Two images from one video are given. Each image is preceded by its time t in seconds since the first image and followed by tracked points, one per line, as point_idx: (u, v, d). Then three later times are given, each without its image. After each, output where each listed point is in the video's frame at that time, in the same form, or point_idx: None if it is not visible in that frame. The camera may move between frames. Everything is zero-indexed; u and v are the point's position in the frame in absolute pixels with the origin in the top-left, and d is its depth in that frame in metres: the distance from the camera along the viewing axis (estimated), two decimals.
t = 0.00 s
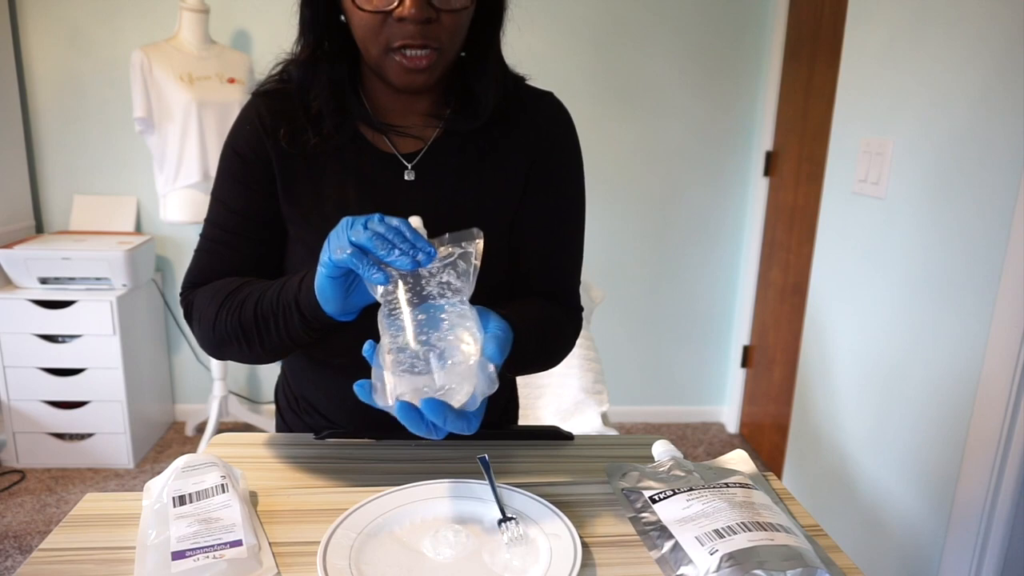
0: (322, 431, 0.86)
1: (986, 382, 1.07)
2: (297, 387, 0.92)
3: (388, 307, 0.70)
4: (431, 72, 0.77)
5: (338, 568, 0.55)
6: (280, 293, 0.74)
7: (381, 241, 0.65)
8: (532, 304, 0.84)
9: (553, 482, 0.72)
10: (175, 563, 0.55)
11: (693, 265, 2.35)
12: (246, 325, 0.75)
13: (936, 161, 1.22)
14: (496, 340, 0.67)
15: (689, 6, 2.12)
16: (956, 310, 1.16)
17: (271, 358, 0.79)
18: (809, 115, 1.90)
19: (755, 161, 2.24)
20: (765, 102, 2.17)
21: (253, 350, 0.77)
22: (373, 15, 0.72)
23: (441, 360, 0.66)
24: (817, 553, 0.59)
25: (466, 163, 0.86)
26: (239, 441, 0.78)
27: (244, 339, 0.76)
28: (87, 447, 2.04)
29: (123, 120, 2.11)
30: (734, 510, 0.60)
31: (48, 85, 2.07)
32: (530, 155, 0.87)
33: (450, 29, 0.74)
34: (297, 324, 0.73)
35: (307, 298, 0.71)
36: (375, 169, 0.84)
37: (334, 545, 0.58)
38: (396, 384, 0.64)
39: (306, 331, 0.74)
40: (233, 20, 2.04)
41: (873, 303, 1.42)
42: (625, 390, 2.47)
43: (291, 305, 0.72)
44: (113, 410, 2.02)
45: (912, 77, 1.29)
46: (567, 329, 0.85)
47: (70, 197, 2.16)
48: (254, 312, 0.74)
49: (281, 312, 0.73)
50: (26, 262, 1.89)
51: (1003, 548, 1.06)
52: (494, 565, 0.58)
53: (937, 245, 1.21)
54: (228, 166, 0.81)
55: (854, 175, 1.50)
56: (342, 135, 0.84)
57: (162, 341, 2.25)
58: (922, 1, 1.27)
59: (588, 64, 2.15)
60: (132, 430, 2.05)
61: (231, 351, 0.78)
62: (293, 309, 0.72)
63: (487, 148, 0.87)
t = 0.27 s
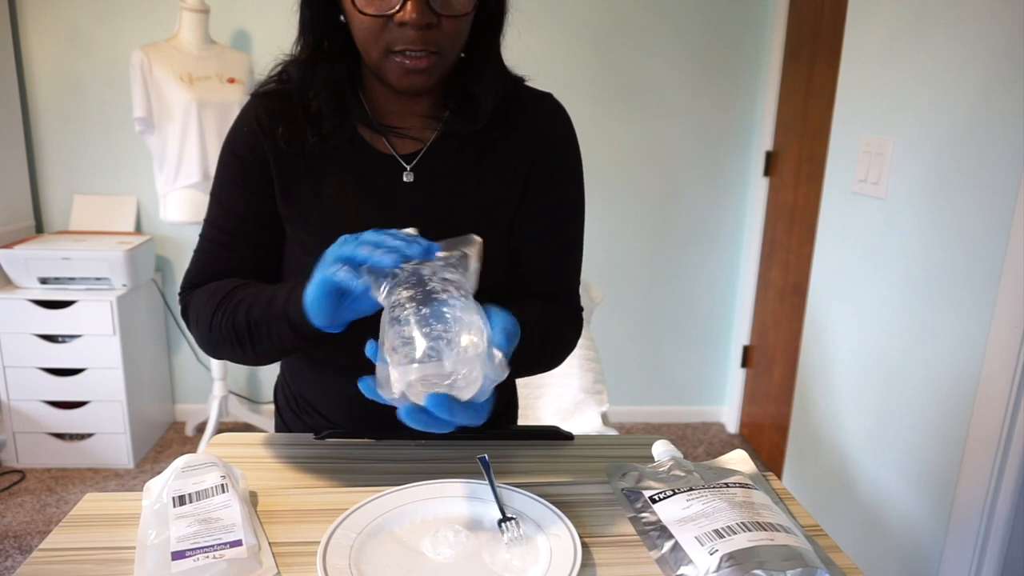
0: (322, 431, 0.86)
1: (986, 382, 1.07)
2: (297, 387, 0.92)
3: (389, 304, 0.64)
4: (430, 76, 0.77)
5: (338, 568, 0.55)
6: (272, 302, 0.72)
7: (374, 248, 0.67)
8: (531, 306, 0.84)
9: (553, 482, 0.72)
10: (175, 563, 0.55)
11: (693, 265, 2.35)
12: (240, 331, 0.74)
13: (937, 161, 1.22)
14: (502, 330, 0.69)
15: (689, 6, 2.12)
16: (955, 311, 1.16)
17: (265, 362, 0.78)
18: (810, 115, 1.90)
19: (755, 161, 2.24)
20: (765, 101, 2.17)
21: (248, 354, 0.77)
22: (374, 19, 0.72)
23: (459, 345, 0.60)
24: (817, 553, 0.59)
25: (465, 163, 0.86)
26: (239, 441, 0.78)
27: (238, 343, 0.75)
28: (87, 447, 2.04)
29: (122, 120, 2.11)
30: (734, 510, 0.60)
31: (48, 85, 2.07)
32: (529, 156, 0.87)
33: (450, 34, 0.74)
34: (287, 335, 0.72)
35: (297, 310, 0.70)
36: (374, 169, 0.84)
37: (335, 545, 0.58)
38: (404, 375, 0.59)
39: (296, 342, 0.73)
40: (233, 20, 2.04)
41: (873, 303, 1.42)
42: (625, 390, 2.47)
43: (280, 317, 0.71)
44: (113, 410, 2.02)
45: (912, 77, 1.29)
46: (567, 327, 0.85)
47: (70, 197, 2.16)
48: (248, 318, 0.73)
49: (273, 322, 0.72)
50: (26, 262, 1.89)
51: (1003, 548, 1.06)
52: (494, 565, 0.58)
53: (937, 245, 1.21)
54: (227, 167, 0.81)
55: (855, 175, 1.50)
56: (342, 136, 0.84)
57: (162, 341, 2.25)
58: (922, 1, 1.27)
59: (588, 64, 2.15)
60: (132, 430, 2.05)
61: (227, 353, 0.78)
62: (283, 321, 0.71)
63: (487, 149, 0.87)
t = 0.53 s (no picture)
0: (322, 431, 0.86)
1: (986, 382, 1.07)
2: (298, 387, 0.92)
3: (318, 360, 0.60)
4: (430, 76, 0.77)
5: (338, 568, 0.55)
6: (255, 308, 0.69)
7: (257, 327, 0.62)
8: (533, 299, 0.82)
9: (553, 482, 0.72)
10: (175, 563, 0.55)
11: (693, 265, 2.35)
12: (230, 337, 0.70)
13: (936, 161, 1.22)
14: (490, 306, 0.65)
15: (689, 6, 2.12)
16: (955, 311, 1.16)
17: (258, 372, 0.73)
18: (810, 115, 1.90)
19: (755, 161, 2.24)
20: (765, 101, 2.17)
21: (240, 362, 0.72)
22: (374, 16, 0.72)
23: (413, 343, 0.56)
24: (817, 553, 0.59)
25: (466, 162, 0.86)
26: (240, 441, 0.78)
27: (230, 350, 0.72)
28: (87, 447, 2.04)
29: (122, 120, 2.11)
30: (734, 510, 0.60)
31: (48, 85, 2.07)
32: (530, 155, 0.87)
33: (451, 36, 0.74)
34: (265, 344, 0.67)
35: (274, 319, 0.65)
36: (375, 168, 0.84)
37: (335, 545, 0.58)
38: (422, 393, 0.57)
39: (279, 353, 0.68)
40: (232, 20, 2.04)
41: (873, 303, 1.42)
42: (625, 390, 2.47)
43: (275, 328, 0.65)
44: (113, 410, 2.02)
45: (912, 77, 1.29)
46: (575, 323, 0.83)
47: (70, 197, 2.16)
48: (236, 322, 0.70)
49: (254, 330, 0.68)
50: (26, 262, 1.89)
51: (1003, 548, 1.06)
52: (494, 565, 0.58)
53: (937, 245, 1.21)
54: (230, 166, 0.81)
55: (854, 175, 1.50)
56: (343, 135, 0.84)
57: (162, 341, 2.25)
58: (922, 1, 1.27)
59: (588, 64, 2.15)
60: (132, 430, 2.05)
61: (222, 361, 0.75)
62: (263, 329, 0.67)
63: (488, 148, 0.86)
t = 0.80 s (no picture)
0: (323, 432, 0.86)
1: (986, 381, 1.07)
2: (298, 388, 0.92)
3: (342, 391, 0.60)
4: (427, 77, 0.77)
5: (338, 568, 0.55)
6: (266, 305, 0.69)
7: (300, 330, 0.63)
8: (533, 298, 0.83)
9: (553, 482, 0.72)
10: (175, 563, 0.55)
11: (693, 265, 2.35)
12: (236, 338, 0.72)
13: (937, 160, 1.22)
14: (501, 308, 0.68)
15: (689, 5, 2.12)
16: (955, 310, 1.16)
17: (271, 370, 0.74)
18: (810, 115, 1.90)
19: (755, 161, 2.24)
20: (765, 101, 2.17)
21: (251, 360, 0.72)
22: (374, 15, 0.72)
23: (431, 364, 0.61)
24: (817, 553, 0.59)
25: (465, 163, 0.86)
26: (240, 441, 0.78)
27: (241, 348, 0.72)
28: (87, 447, 2.04)
29: (122, 120, 2.11)
30: (734, 510, 0.60)
31: (48, 85, 2.07)
32: (532, 156, 0.87)
33: (450, 37, 0.74)
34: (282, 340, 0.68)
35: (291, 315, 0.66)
36: (376, 168, 0.84)
37: (335, 545, 0.58)
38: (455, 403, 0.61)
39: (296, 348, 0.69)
40: (233, 20, 2.04)
41: (873, 303, 1.42)
42: (625, 391, 2.47)
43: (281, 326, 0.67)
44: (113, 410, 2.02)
45: (913, 76, 1.29)
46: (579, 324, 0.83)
47: (70, 197, 2.16)
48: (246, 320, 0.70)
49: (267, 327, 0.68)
50: (26, 262, 1.89)
51: (1003, 548, 1.06)
52: (494, 565, 0.58)
53: (937, 244, 1.21)
54: (229, 167, 0.81)
55: (854, 175, 1.50)
56: (343, 136, 0.84)
57: (162, 341, 2.25)
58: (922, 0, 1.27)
59: (588, 64, 2.15)
60: (132, 430, 2.05)
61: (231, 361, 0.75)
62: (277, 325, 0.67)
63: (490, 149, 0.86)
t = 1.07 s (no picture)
0: (322, 432, 0.86)
1: (986, 381, 1.07)
2: (298, 388, 0.92)
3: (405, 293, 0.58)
4: (433, 73, 0.77)
5: (338, 568, 0.55)
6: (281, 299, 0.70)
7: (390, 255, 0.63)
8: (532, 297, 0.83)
9: (553, 482, 0.72)
10: (175, 563, 0.55)
11: (693, 265, 2.35)
12: (241, 333, 0.72)
13: (936, 160, 1.22)
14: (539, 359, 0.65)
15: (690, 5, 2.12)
16: (955, 310, 1.16)
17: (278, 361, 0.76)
18: (810, 115, 1.90)
19: (755, 160, 2.24)
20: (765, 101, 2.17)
21: (262, 353, 0.74)
22: (380, 13, 0.71)
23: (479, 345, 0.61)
24: (817, 553, 0.59)
25: (465, 163, 0.86)
26: (240, 441, 0.78)
27: (252, 343, 0.73)
28: (87, 447, 2.04)
29: (122, 120, 2.11)
30: (734, 510, 0.60)
31: (48, 86, 2.07)
32: (532, 157, 0.87)
33: (456, 35, 0.74)
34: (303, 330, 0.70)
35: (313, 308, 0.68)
36: (376, 168, 0.84)
37: (335, 545, 0.58)
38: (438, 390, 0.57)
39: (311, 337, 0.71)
40: (232, 20, 2.04)
41: (873, 303, 1.42)
42: (625, 391, 2.47)
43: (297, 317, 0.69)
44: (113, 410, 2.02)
45: (913, 76, 1.29)
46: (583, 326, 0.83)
47: (70, 197, 2.16)
48: (257, 316, 0.71)
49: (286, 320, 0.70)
50: (25, 262, 1.89)
51: (1002, 548, 1.06)
52: (494, 565, 0.58)
53: (937, 244, 1.21)
54: (228, 165, 0.80)
55: (855, 175, 1.50)
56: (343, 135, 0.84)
57: (162, 341, 2.25)
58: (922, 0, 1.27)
59: (587, 64, 2.15)
60: (132, 430, 2.05)
61: (238, 355, 0.76)
62: (296, 319, 0.69)
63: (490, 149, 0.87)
